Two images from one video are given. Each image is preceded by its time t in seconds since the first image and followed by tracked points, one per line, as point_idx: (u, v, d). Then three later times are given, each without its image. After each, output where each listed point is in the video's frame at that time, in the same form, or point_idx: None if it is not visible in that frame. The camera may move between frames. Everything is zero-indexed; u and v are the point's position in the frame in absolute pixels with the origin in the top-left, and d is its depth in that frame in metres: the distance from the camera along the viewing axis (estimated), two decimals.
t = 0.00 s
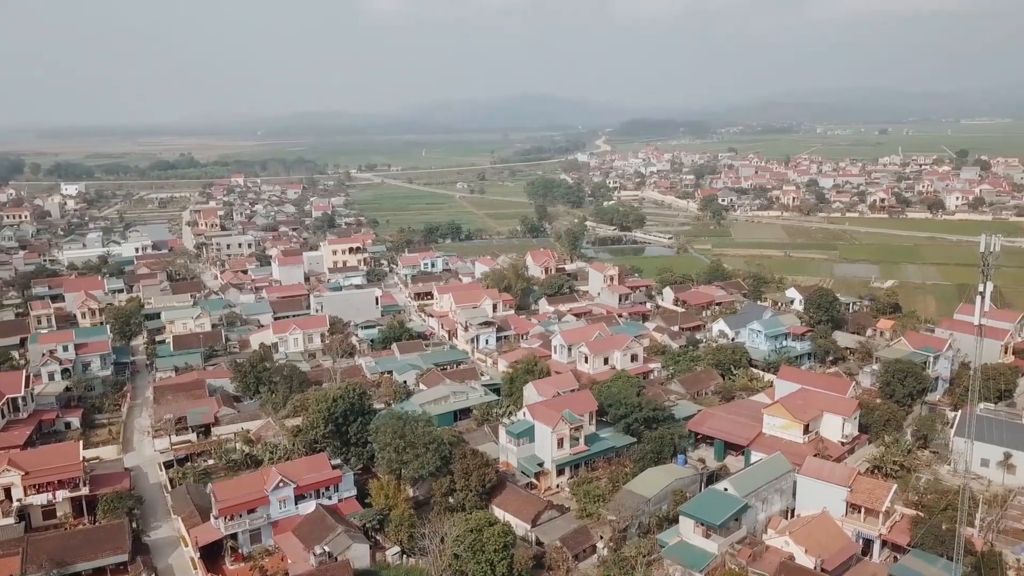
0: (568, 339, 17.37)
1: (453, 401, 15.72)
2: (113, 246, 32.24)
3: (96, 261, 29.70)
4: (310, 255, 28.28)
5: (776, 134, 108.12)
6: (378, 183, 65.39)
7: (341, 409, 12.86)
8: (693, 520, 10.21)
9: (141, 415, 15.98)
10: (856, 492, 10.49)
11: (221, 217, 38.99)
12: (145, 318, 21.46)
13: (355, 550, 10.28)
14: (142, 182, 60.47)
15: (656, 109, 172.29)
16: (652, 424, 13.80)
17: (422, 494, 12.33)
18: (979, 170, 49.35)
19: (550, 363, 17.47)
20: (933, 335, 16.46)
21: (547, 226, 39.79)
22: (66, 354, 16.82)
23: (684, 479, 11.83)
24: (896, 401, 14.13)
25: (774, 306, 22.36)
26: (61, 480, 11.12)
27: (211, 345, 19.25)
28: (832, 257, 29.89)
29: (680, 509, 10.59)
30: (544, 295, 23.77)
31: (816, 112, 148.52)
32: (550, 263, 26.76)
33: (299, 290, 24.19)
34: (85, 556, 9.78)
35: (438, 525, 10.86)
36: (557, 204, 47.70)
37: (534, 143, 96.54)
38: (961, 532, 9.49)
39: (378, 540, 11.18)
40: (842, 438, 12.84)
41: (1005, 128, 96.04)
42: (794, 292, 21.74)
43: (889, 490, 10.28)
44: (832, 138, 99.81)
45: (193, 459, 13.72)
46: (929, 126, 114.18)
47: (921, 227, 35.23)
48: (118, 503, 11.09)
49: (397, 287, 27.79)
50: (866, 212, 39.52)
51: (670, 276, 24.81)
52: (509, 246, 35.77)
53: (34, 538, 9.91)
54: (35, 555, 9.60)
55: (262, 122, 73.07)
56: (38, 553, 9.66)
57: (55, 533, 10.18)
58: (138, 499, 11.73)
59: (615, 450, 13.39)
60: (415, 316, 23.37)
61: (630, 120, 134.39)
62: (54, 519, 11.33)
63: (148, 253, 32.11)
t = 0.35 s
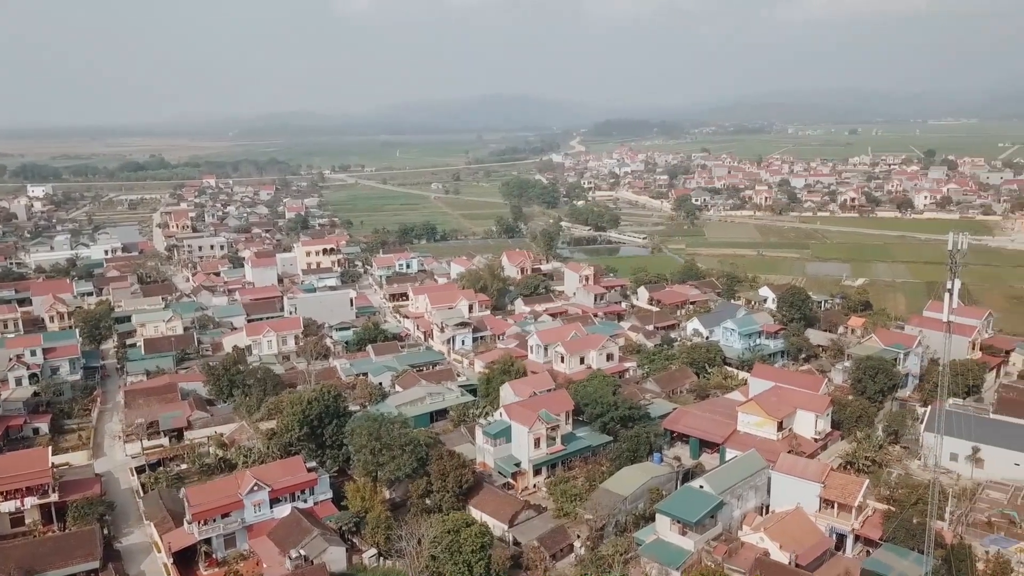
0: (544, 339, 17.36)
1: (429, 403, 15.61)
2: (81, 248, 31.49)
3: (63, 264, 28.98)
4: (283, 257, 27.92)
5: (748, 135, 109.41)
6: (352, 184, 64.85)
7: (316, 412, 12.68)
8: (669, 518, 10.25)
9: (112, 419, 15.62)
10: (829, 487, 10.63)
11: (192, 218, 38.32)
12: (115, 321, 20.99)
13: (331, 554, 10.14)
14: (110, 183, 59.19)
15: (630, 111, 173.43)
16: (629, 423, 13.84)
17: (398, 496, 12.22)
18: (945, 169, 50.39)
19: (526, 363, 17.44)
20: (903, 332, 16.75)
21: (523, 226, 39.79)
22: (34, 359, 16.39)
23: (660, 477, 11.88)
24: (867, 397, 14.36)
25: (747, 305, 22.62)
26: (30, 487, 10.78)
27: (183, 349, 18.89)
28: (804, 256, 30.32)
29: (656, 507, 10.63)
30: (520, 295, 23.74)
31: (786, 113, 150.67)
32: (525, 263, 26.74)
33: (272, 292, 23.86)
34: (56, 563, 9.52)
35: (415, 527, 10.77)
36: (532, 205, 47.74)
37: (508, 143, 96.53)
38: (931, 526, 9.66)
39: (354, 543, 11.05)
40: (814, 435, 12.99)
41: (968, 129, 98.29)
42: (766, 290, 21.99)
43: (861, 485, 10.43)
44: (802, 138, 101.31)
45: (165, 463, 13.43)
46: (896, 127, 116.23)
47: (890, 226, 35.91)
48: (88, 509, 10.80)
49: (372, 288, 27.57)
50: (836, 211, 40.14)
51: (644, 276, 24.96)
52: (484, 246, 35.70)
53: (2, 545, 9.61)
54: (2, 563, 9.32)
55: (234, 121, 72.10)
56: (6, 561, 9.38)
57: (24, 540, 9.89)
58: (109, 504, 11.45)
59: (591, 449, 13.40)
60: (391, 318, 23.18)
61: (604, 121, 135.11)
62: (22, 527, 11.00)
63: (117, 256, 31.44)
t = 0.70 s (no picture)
0: (520, 339, 17.33)
1: (405, 404, 15.48)
2: (48, 251, 30.72)
3: (29, 267, 28.24)
4: (256, 258, 27.52)
5: (721, 135, 110.66)
6: (326, 185, 64.27)
7: (291, 415, 12.49)
8: (646, 517, 10.26)
9: (81, 424, 15.24)
10: (803, 484, 10.75)
11: (163, 221, 37.63)
12: (85, 325, 20.50)
13: (308, 557, 9.99)
14: (78, 185, 57.90)
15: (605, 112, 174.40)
16: (605, 422, 13.85)
17: (375, 498, 12.10)
18: (913, 169, 51.38)
19: (502, 364, 17.39)
20: (874, 329, 17.02)
21: (498, 227, 39.72)
22: None
23: (637, 475, 11.91)
24: (840, 394, 14.58)
25: (721, 304, 22.83)
26: None
27: (154, 352, 18.52)
28: (776, 255, 30.69)
29: (633, 505, 10.65)
30: (496, 295, 23.69)
31: (758, 113, 152.68)
32: (501, 264, 26.70)
33: (246, 294, 23.51)
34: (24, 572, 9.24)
35: (392, 529, 10.66)
36: (507, 206, 47.70)
37: (484, 143, 96.47)
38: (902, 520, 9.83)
39: (331, 546, 10.92)
40: (788, 432, 13.14)
41: (935, 130, 99.87)
42: (740, 289, 22.22)
43: (834, 481, 10.56)
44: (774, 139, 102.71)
45: (137, 469, 13.13)
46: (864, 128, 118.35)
47: (860, 225, 36.51)
48: (57, 516, 10.55)
49: (346, 290, 27.31)
50: (808, 211, 40.73)
51: (620, 276, 25.07)
52: (460, 247, 35.58)
53: None
54: None
55: (205, 121, 71.00)
56: None
57: None
58: (80, 511, 11.18)
59: (568, 449, 13.39)
60: (365, 319, 22.97)
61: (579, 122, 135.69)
62: None
63: (86, 259, 30.75)
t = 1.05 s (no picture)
0: (497, 339, 17.28)
1: (381, 406, 15.35)
2: (14, 254, 29.93)
3: None
4: (229, 260, 27.10)
5: (694, 136, 111.74)
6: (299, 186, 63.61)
7: (266, 418, 12.30)
8: (623, 516, 10.28)
9: (50, 430, 14.86)
10: (777, 480, 10.86)
11: (133, 223, 36.92)
12: (53, 329, 20.00)
13: (284, 562, 9.84)
14: (43, 186, 56.54)
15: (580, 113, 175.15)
16: (582, 422, 13.86)
17: (351, 501, 11.96)
18: (882, 169, 52.38)
19: (479, 364, 17.32)
20: (846, 327, 17.28)
21: (474, 228, 39.63)
22: None
23: (613, 475, 11.94)
24: (813, 391, 14.77)
25: (696, 303, 23.00)
26: None
27: (126, 356, 18.13)
28: (749, 254, 31.05)
29: (610, 504, 10.66)
30: (472, 296, 23.62)
31: (731, 114, 154.50)
32: (477, 264, 26.63)
33: (219, 296, 23.13)
34: None
35: (368, 531, 10.54)
36: (483, 206, 47.61)
37: (459, 143, 96.24)
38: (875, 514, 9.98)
39: (306, 550, 10.77)
40: (762, 429, 13.27)
41: (902, 131, 101.74)
42: (714, 288, 22.42)
43: (807, 477, 10.68)
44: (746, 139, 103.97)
45: (109, 474, 12.83)
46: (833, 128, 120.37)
47: (830, 224, 37.11)
48: (26, 524, 10.23)
49: (321, 291, 27.02)
50: (781, 210, 41.28)
51: (596, 276, 25.15)
52: (436, 248, 35.44)
53: None
54: None
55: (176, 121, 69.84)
56: None
57: None
58: (49, 518, 10.88)
59: (545, 449, 13.37)
60: (340, 321, 22.74)
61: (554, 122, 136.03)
62: None
63: (53, 261, 30.03)
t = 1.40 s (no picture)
0: (473, 340, 17.21)
1: (357, 409, 15.19)
2: None
3: None
4: (202, 263, 26.65)
5: (669, 137, 112.68)
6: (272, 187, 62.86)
7: (240, 421, 12.10)
8: (601, 515, 10.29)
9: (18, 436, 14.47)
10: (752, 478, 10.96)
11: (103, 225, 36.18)
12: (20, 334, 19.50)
13: (260, 567, 9.66)
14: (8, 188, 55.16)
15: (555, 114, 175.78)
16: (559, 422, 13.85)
17: (328, 504, 11.81)
18: (853, 169, 53.24)
19: (456, 365, 17.23)
20: (819, 325, 17.51)
21: (450, 229, 39.51)
22: None
23: (591, 474, 11.95)
24: (788, 389, 14.93)
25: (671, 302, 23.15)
26: None
27: (96, 361, 17.73)
28: (724, 253, 31.37)
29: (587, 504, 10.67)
30: (448, 297, 23.52)
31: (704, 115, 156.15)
32: (453, 265, 26.52)
33: (191, 299, 22.74)
34: None
35: (345, 534, 10.41)
36: (459, 207, 47.47)
37: (434, 143, 95.93)
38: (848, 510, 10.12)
39: (282, 554, 10.61)
40: (737, 427, 13.39)
41: (872, 132, 103.61)
42: (689, 288, 22.59)
43: (782, 474, 10.79)
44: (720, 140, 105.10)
45: (79, 480, 12.53)
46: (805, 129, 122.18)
47: (802, 224, 37.64)
48: None
49: (295, 293, 26.69)
50: (754, 210, 41.77)
51: (572, 276, 25.20)
52: (411, 249, 35.26)
53: None
54: None
55: (146, 121, 68.61)
56: None
57: None
58: (18, 525, 10.59)
59: (523, 449, 13.34)
60: (315, 323, 22.48)
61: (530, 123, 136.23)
62: None
63: (20, 265, 29.30)
